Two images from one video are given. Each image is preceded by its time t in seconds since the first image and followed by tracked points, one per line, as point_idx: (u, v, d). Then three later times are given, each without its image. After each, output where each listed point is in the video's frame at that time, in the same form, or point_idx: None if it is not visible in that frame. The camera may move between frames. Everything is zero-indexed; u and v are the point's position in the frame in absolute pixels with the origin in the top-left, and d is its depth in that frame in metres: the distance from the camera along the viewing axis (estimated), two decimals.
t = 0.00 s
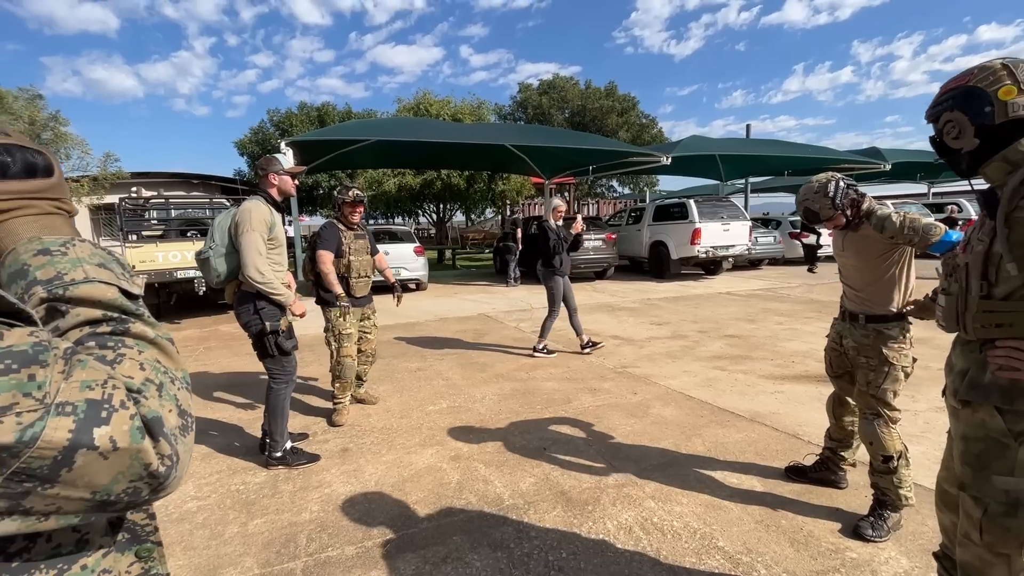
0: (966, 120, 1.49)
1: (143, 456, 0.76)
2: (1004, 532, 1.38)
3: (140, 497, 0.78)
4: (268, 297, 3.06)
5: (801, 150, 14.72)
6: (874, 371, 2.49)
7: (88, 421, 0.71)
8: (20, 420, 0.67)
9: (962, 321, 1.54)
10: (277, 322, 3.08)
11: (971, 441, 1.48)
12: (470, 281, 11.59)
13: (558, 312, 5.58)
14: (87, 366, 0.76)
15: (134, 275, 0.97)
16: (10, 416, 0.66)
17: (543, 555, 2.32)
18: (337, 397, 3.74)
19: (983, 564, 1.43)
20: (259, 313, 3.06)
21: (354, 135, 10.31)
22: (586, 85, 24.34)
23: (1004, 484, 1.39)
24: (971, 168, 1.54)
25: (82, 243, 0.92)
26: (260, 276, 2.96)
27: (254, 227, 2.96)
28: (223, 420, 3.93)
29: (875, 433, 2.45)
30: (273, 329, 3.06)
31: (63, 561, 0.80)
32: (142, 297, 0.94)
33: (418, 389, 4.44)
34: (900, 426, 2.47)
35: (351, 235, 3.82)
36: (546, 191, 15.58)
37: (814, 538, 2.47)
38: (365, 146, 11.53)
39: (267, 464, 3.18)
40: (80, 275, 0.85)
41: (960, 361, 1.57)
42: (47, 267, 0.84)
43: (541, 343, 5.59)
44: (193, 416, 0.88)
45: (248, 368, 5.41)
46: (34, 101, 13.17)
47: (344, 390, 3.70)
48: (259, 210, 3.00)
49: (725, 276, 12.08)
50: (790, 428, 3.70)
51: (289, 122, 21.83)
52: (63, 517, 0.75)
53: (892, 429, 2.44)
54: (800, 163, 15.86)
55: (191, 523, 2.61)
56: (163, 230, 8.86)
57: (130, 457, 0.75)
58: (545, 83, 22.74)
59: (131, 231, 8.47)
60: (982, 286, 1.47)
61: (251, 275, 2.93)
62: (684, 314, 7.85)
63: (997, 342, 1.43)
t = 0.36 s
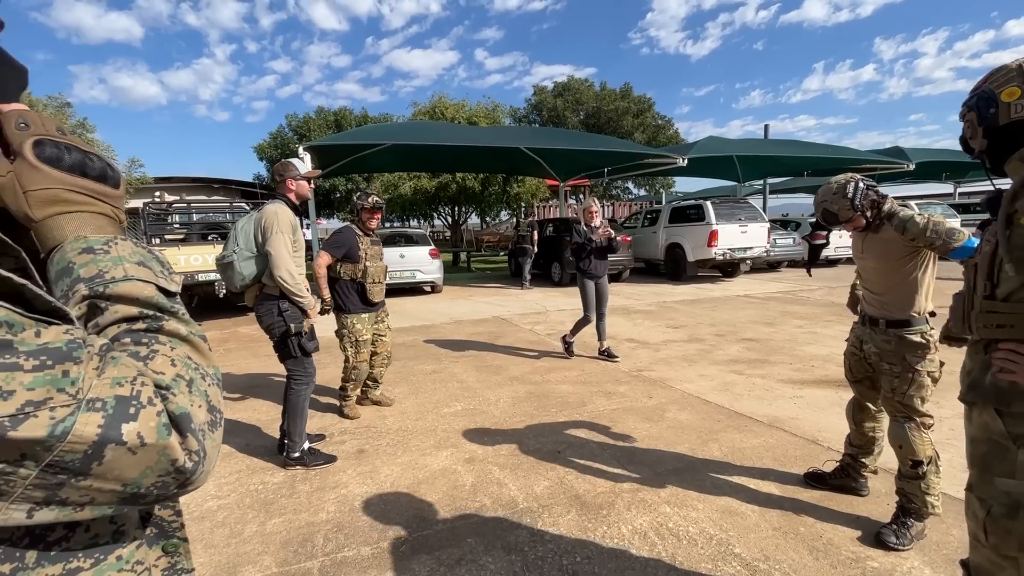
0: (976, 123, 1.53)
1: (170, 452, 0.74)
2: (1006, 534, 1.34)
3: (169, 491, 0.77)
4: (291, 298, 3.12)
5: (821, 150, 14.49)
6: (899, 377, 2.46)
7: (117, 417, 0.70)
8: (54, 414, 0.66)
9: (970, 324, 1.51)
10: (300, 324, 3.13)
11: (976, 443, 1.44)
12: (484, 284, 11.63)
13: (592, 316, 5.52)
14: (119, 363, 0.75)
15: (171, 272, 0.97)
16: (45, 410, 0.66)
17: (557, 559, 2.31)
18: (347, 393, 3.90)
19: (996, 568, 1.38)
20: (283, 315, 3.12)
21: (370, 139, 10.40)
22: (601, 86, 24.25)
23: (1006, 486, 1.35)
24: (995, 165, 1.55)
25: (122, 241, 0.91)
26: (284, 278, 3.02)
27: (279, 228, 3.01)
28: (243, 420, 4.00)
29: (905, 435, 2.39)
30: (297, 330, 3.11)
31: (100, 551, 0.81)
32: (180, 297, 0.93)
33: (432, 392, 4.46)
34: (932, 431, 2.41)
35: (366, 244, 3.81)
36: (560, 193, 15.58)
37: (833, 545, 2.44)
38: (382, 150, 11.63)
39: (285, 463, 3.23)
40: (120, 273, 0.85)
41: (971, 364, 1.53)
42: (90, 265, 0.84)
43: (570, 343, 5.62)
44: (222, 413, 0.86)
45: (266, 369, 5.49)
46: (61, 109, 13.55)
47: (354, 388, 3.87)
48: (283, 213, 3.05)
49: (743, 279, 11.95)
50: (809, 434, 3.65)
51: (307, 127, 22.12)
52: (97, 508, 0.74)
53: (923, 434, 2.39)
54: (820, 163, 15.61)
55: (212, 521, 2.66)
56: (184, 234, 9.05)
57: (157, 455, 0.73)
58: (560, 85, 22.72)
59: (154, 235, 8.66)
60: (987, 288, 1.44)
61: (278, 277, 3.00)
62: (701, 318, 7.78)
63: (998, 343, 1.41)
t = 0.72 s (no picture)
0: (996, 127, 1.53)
1: (166, 485, 0.72)
2: (1005, 536, 1.32)
3: (154, 521, 0.75)
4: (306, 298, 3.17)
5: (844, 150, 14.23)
6: (919, 386, 2.41)
7: (129, 443, 0.69)
8: (74, 431, 0.66)
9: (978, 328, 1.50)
10: (315, 324, 3.19)
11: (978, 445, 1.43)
12: (501, 286, 11.66)
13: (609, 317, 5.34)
14: (140, 392, 0.75)
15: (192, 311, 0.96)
16: (67, 425, 0.66)
17: (567, 561, 2.32)
18: (360, 393, 3.96)
19: (1002, 572, 1.35)
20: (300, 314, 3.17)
21: (388, 142, 10.50)
22: (620, 87, 24.15)
23: (1004, 488, 1.34)
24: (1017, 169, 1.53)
25: (157, 280, 0.90)
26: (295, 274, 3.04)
27: (291, 229, 3.07)
28: (262, 419, 4.08)
29: (928, 443, 2.35)
30: (311, 329, 3.17)
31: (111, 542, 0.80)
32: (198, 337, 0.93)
33: (447, 393, 4.50)
34: (956, 440, 2.37)
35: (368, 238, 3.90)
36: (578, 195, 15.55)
37: (849, 554, 2.40)
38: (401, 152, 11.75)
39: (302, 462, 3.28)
40: (151, 308, 0.83)
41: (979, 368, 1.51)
42: (126, 297, 0.83)
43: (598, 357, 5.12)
44: (217, 453, 0.84)
45: (285, 369, 5.59)
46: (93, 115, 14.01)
47: (366, 386, 3.93)
48: (297, 214, 3.12)
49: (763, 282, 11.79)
50: (828, 440, 3.59)
51: (328, 130, 22.48)
52: (85, 530, 0.72)
53: (946, 442, 2.35)
54: (844, 163, 15.32)
55: (230, 516, 2.72)
56: (208, 235, 9.25)
57: (153, 487, 0.72)
58: (578, 87, 22.71)
59: (179, 237, 8.89)
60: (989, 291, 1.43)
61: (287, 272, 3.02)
62: (718, 321, 7.69)
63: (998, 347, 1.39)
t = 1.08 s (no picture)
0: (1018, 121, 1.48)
1: (141, 456, 0.76)
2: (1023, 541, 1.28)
3: (135, 492, 0.78)
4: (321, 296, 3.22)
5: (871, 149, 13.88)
6: (942, 390, 2.33)
7: (99, 417, 0.72)
8: (44, 406, 0.69)
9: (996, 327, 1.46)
10: (328, 322, 3.21)
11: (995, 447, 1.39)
12: (518, 285, 11.67)
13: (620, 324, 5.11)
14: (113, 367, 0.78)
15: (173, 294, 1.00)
16: (38, 401, 0.69)
17: (573, 559, 2.32)
18: (372, 388, 4.01)
19: None
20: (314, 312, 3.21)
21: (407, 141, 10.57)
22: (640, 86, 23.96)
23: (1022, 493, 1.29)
24: None
25: (135, 260, 0.94)
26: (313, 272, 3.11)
27: (309, 230, 3.13)
28: (279, 413, 4.15)
29: (950, 448, 2.28)
30: (325, 327, 3.20)
31: (100, 517, 0.84)
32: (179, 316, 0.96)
33: (460, 390, 4.52)
34: (980, 444, 2.29)
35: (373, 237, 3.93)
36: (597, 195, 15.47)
37: (863, 560, 2.35)
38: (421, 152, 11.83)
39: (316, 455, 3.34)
40: (129, 288, 0.87)
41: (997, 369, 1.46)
42: (105, 278, 0.87)
43: (613, 366, 4.86)
44: (198, 427, 0.87)
45: (303, 364, 5.68)
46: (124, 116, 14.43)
47: (377, 382, 3.97)
48: (314, 214, 3.18)
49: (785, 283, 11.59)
50: (846, 444, 3.51)
51: (350, 131, 22.78)
52: (67, 502, 0.74)
53: (968, 446, 2.28)
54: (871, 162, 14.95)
55: (245, 506, 2.78)
56: (232, 234, 9.44)
57: (130, 459, 0.75)
58: (597, 86, 22.60)
59: (204, 235, 9.09)
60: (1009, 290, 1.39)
61: (306, 270, 3.09)
62: (737, 322, 7.58)
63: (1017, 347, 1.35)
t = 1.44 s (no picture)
0: None
1: (53, 467, 0.76)
2: None
3: (57, 505, 0.79)
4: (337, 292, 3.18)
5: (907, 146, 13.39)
6: (997, 404, 2.16)
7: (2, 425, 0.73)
8: None
9: None
10: (343, 318, 3.18)
11: None
12: (539, 284, 11.58)
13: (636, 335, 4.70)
14: (29, 369, 0.79)
15: (134, 287, 1.00)
16: None
17: (585, 571, 2.23)
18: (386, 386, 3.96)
19: None
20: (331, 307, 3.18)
21: (428, 139, 10.57)
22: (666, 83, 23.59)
23: None
24: None
25: (91, 250, 0.95)
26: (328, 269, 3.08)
27: (325, 224, 3.10)
28: (296, 409, 4.14)
29: (1001, 465, 2.12)
30: (339, 323, 3.17)
31: (35, 536, 0.86)
32: (137, 309, 0.96)
33: (476, 390, 4.45)
34: None
35: (393, 237, 3.90)
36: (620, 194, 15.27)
37: None
38: (444, 150, 11.80)
39: (329, 453, 3.30)
40: (71, 281, 0.87)
41: None
42: (47, 269, 0.87)
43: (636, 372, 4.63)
44: (140, 434, 0.87)
45: (321, 360, 5.69)
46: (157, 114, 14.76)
47: (390, 380, 3.93)
48: (332, 209, 3.15)
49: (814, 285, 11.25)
50: (877, 457, 3.34)
51: (374, 129, 22.96)
52: None
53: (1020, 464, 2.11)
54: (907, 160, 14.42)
55: (257, 503, 2.76)
56: (256, 230, 9.56)
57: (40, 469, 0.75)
58: (621, 82, 22.33)
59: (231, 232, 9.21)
60: None
61: (320, 266, 3.06)
62: (764, 325, 7.36)
63: None
